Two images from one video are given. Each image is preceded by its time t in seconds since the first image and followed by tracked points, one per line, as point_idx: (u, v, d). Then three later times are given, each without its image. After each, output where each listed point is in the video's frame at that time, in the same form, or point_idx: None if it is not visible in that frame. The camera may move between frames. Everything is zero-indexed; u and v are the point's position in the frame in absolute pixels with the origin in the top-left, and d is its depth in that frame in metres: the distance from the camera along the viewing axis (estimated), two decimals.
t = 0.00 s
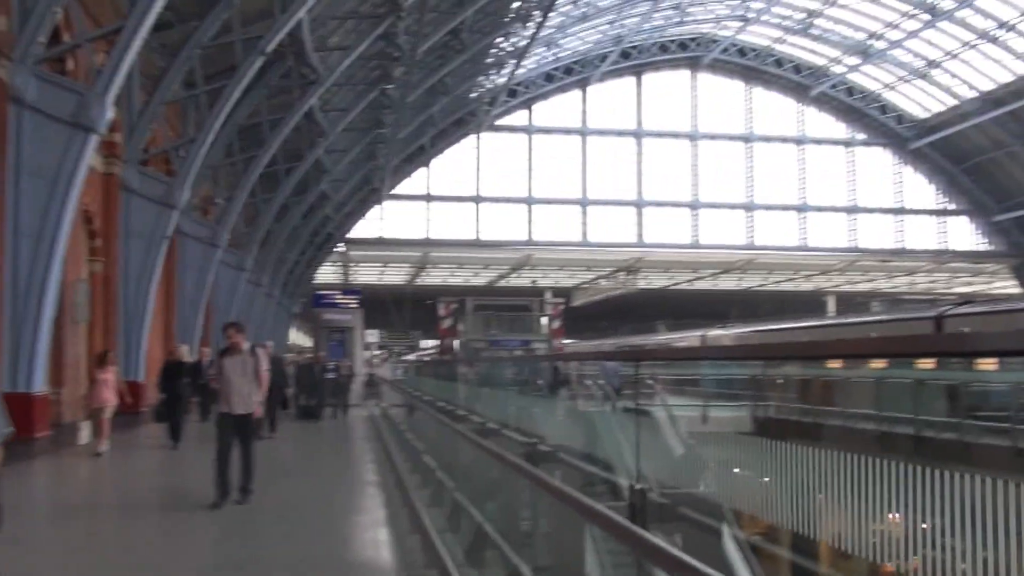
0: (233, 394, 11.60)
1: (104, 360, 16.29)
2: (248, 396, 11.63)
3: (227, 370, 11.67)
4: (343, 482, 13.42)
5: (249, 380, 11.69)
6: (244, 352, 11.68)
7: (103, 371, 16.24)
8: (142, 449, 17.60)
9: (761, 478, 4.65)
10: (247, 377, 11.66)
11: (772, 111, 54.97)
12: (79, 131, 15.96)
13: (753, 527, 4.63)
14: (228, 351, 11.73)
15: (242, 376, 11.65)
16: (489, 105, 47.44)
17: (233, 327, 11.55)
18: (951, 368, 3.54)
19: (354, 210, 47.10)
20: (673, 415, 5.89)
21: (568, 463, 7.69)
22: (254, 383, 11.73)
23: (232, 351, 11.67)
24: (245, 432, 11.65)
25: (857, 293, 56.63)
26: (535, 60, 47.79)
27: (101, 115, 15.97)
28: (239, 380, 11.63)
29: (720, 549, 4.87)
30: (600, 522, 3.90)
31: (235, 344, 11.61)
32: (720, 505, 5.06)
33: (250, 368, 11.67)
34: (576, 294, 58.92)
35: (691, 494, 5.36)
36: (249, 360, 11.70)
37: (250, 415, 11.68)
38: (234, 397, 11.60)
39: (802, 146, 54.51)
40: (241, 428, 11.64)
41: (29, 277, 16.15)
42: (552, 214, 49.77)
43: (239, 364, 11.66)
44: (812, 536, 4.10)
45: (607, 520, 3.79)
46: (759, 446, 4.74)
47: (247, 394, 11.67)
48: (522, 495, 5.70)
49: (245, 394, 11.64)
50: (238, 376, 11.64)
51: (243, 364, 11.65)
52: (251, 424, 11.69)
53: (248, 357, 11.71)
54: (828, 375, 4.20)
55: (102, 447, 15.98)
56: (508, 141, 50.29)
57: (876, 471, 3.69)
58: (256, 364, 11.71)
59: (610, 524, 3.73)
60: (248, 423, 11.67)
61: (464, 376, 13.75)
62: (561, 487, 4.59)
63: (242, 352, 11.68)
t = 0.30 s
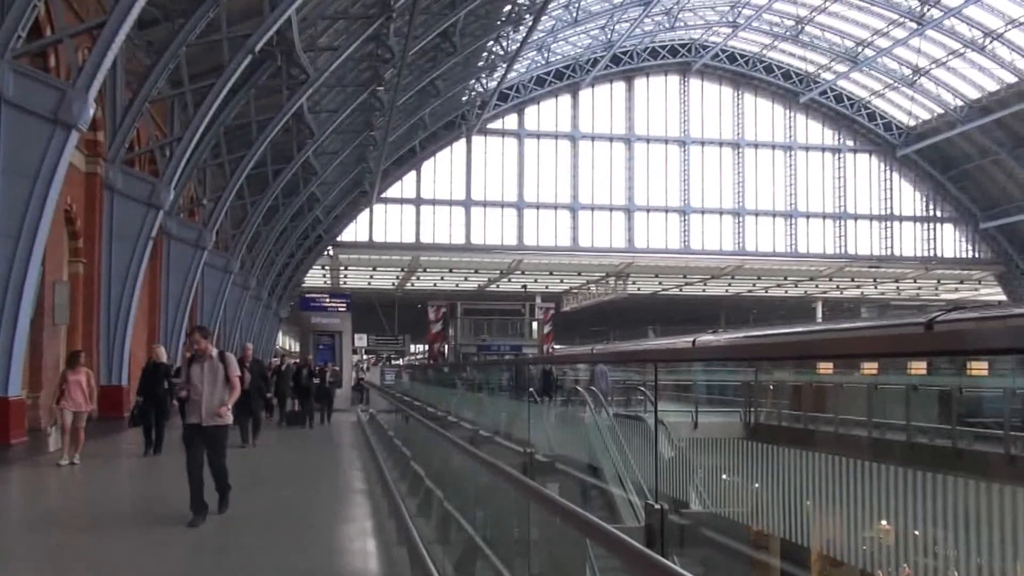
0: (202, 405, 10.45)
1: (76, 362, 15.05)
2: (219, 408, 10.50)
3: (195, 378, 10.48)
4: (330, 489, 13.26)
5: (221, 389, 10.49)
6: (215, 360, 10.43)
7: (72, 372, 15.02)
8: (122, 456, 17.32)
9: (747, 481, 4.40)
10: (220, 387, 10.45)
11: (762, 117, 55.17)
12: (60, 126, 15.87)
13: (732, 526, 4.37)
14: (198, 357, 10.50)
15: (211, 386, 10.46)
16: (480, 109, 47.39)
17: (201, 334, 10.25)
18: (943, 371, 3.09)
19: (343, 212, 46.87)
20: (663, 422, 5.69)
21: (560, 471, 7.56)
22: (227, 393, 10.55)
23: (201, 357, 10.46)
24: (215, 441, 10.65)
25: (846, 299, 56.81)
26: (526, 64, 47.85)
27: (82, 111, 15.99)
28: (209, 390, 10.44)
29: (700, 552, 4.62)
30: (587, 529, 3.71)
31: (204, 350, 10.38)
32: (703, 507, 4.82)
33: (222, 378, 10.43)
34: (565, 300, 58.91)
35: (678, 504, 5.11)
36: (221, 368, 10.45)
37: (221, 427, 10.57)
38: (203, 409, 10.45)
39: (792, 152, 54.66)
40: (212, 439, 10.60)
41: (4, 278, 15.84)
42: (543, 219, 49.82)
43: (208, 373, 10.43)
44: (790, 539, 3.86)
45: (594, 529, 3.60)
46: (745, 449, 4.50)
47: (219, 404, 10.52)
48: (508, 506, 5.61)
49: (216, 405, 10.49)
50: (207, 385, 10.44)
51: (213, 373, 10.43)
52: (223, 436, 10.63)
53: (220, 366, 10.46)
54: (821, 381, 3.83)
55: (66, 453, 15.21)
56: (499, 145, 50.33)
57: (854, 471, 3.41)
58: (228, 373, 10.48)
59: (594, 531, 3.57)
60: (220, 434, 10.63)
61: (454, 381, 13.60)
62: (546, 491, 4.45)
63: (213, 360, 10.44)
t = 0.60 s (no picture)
0: (182, 407, 9.52)
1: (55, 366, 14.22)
2: (201, 411, 9.55)
3: (175, 378, 9.63)
4: (329, 495, 13.13)
5: (204, 390, 9.62)
6: (198, 358, 9.68)
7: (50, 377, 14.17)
8: (113, 464, 16.98)
9: (755, 487, 4.26)
10: (203, 388, 9.59)
11: (764, 120, 55.03)
12: (52, 121, 15.40)
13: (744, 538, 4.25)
14: (178, 357, 9.74)
15: (194, 386, 9.59)
16: (483, 111, 47.24)
17: (182, 328, 9.58)
18: (949, 374, 3.01)
19: (345, 214, 46.72)
20: (677, 432, 5.51)
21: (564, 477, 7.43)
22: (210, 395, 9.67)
23: (182, 355, 9.68)
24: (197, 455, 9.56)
25: (848, 302, 56.67)
26: (528, 66, 47.68)
27: (75, 106, 15.54)
28: (190, 390, 9.55)
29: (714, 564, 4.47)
30: (593, 540, 3.51)
31: (185, 346, 9.63)
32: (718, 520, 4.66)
33: (205, 377, 9.63)
34: (568, 302, 58.74)
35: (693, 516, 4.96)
36: (204, 366, 9.67)
37: (203, 433, 9.55)
38: (184, 411, 9.51)
39: (794, 155, 54.52)
40: (193, 450, 9.53)
41: None
42: (546, 221, 49.72)
43: (190, 372, 9.62)
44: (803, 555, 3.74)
45: (601, 541, 3.39)
46: (756, 452, 4.33)
47: (201, 407, 9.59)
48: (513, 516, 5.41)
49: (198, 407, 9.55)
50: (187, 385, 9.57)
51: (195, 371, 9.63)
52: (206, 446, 9.56)
53: (203, 364, 9.69)
54: (827, 383, 3.87)
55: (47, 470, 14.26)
56: (501, 147, 50.22)
57: (872, 482, 3.32)
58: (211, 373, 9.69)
59: (599, 545, 3.38)
60: (201, 443, 9.56)
61: (456, 382, 13.50)
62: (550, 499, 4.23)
63: (195, 359, 9.68)
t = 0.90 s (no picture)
0: (178, 413, 8.17)
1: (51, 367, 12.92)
2: (201, 418, 8.20)
3: (172, 380, 8.30)
4: (342, 496, 13.02)
5: (205, 396, 8.26)
6: (200, 358, 8.35)
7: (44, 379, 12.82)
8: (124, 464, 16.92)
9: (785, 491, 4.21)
10: (204, 392, 8.24)
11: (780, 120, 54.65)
12: (57, 116, 15.37)
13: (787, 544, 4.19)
14: (177, 356, 8.42)
15: (192, 390, 8.24)
16: (499, 111, 47.18)
17: (183, 322, 8.29)
18: (966, 373, 2.99)
19: (360, 215, 46.69)
20: (698, 432, 5.47)
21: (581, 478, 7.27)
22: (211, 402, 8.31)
23: (181, 355, 8.38)
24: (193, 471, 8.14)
25: (865, 302, 56.33)
26: (543, 66, 47.54)
27: (81, 101, 15.48)
28: (192, 392, 8.20)
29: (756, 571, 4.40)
30: (620, 552, 3.44)
31: (186, 343, 8.32)
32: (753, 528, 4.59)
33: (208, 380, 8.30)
34: (584, 302, 58.55)
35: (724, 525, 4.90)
36: (206, 367, 8.34)
37: (201, 445, 8.15)
38: (181, 417, 8.16)
39: (809, 155, 54.23)
40: (188, 464, 8.13)
41: None
42: (562, 221, 49.67)
43: (190, 373, 8.28)
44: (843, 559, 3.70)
45: (632, 552, 3.30)
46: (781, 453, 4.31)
47: (201, 413, 8.23)
48: (535, 528, 5.30)
49: (198, 413, 8.20)
50: (185, 389, 8.22)
51: (195, 373, 8.29)
52: (204, 461, 8.16)
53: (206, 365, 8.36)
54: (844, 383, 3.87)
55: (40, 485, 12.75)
56: (517, 147, 50.11)
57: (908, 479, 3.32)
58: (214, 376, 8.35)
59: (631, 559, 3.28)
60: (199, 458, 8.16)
61: (473, 380, 13.48)
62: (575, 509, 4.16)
63: (196, 359, 8.36)
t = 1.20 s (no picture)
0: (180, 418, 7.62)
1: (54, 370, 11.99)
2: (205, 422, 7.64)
3: (173, 382, 7.72)
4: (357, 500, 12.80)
5: (208, 399, 7.67)
6: (203, 358, 7.75)
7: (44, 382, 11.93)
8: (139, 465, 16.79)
9: (799, 490, 3.97)
10: (208, 397, 7.66)
11: (798, 115, 54.38)
12: (71, 113, 15.34)
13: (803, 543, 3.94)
14: (179, 354, 7.82)
15: (195, 392, 7.66)
16: (515, 108, 47.17)
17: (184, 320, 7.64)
18: (996, 372, 2.74)
19: (376, 213, 46.68)
20: (715, 428, 5.22)
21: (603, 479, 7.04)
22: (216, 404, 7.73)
23: (183, 353, 7.77)
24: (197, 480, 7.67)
25: (885, 298, 55.95)
26: (559, 63, 47.47)
27: (95, 98, 15.47)
28: (196, 395, 7.65)
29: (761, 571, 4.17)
30: (651, 561, 3.25)
31: (188, 341, 7.71)
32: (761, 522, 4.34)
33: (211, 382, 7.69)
34: (601, 300, 58.39)
35: (734, 519, 4.66)
36: (211, 367, 7.74)
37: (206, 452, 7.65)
38: (183, 422, 7.61)
39: (827, 151, 53.95)
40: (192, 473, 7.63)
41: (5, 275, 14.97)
42: (579, 218, 49.62)
43: (192, 375, 7.69)
44: (852, 558, 3.46)
45: (664, 561, 3.10)
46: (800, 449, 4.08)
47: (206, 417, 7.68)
48: (562, 529, 5.09)
49: (201, 417, 7.64)
50: (188, 392, 7.64)
51: (198, 376, 7.70)
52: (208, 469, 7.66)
53: (210, 364, 7.75)
54: (867, 381, 3.63)
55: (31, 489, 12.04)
56: (533, 144, 50.04)
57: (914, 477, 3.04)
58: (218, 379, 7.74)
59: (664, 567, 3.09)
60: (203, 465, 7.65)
61: (492, 379, 13.37)
62: (603, 514, 3.96)
63: (200, 358, 7.76)
